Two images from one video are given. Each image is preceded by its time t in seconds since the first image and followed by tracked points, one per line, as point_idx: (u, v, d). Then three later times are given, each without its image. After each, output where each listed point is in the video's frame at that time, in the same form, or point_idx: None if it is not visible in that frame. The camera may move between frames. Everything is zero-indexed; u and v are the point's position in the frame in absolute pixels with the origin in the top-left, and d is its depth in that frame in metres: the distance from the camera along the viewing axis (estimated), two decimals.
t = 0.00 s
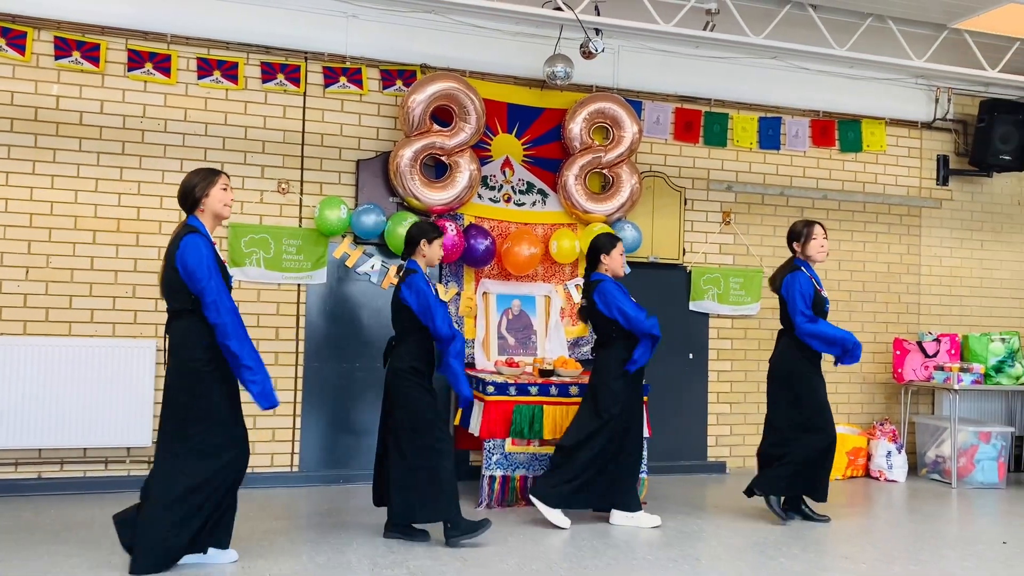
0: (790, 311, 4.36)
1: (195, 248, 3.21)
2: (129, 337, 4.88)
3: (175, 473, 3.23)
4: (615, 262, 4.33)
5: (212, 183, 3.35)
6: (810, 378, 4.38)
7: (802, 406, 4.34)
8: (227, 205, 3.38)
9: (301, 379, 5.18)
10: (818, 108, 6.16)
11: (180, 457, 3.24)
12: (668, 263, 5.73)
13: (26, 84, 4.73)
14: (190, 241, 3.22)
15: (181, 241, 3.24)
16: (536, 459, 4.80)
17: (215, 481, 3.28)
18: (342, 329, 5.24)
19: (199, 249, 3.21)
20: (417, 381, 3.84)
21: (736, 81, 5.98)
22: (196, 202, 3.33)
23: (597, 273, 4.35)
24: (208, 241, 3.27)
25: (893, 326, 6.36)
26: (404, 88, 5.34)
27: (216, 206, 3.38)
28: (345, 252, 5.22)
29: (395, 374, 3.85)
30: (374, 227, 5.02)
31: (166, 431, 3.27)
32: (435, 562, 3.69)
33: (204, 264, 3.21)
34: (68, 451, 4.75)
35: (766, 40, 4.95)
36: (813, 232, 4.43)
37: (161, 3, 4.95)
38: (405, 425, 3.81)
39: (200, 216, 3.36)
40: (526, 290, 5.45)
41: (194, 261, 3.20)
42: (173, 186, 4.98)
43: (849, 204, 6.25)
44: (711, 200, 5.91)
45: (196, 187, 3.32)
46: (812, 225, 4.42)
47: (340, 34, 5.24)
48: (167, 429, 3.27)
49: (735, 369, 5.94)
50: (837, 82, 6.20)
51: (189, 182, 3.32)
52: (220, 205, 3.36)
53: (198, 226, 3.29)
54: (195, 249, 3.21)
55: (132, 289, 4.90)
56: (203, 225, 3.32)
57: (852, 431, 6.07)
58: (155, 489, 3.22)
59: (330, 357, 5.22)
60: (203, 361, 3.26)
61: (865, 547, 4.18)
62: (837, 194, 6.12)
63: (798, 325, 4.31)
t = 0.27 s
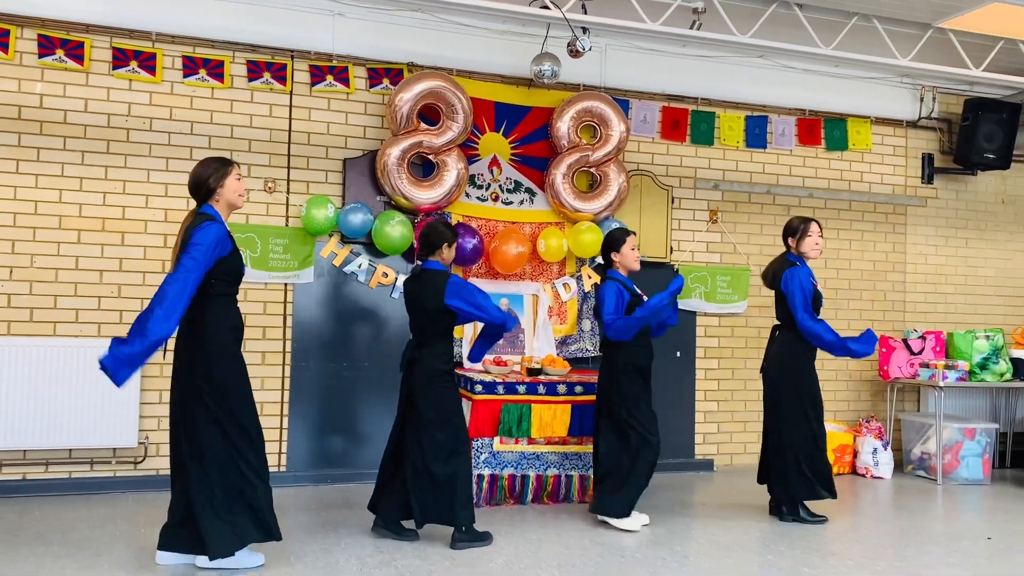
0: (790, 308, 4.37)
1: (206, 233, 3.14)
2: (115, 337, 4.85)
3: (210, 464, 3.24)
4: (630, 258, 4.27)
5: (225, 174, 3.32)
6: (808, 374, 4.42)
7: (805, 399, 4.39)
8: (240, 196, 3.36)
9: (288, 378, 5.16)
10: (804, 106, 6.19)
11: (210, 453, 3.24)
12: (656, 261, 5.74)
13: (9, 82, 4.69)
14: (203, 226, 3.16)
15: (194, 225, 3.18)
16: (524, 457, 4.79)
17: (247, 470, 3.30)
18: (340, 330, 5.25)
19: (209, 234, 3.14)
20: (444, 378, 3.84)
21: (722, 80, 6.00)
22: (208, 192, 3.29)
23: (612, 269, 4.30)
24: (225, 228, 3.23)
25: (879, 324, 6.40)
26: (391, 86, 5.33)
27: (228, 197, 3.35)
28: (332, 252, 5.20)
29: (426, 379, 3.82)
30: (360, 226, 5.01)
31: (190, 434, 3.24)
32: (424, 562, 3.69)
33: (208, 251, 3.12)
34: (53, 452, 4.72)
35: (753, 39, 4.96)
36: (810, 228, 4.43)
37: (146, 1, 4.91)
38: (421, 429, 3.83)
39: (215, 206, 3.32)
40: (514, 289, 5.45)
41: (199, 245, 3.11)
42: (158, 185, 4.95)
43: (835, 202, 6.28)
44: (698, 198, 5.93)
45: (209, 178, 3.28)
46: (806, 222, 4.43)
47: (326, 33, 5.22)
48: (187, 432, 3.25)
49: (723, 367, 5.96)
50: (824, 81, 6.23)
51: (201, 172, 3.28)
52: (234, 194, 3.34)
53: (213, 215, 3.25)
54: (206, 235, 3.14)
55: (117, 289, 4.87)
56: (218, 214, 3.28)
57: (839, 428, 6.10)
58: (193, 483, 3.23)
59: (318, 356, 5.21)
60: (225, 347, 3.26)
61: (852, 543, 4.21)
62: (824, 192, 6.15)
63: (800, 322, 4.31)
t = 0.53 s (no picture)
0: (796, 305, 4.36)
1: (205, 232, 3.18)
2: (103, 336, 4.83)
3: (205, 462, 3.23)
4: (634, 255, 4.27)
5: (231, 173, 3.32)
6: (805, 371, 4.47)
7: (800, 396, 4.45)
8: (246, 196, 3.36)
9: (278, 377, 5.15)
10: (793, 104, 6.21)
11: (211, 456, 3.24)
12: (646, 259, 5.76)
13: None
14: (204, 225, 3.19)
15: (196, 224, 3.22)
16: (515, 455, 4.79)
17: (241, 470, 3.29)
18: (336, 328, 5.25)
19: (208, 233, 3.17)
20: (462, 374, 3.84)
21: (712, 78, 6.01)
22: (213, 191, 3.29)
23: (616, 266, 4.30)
24: (228, 227, 3.26)
25: (868, 321, 6.43)
26: (381, 84, 5.32)
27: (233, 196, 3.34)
28: (322, 250, 5.19)
29: (449, 373, 3.82)
30: (350, 224, 5.00)
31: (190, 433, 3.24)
32: (414, 559, 3.69)
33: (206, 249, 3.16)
34: (41, 451, 4.70)
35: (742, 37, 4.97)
36: (813, 230, 4.46)
37: None
38: (441, 423, 3.82)
39: (220, 206, 3.33)
40: (505, 286, 5.44)
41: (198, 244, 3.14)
42: (146, 183, 4.93)
43: (824, 200, 6.30)
44: (688, 196, 5.94)
45: (215, 178, 3.29)
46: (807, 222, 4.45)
47: (316, 30, 5.21)
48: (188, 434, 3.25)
49: (712, 364, 5.98)
50: (813, 79, 6.24)
51: (207, 171, 3.29)
52: (240, 194, 3.34)
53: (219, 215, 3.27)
54: (205, 234, 3.17)
55: (105, 287, 4.84)
56: (223, 215, 3.30)
57: (828, 425, 6.13)
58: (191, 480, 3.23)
59: (309, 354, 5.20)
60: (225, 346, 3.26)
61: (841, 540, 4.23)
62: (812, 190, 6.17)
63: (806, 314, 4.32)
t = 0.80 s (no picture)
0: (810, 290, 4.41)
1: (205, 240, 3.13)
2: (94, 334, 4.81)
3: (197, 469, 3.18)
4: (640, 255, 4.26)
5: (229, 176, 3.27)
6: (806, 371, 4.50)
7: (801, 392, 4.49)
8: (245, 199, 3.32)
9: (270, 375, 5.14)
10: (785, 102, 6.22)
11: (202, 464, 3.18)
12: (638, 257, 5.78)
13: None
14: (200, 232, 3.14)
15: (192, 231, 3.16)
16: (507, 452, 4.81)
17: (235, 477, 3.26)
18: (329, 327, 5.25)
19: (208, 241, 3.13)
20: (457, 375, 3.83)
21: (704, 76, 6.02)
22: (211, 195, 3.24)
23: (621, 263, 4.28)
24: (221, 234, 3.20)
25: (859, 318, 6.45)
26: (373, 81, 5.31)
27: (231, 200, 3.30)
28: (313, 247, 5.19)
29: (444, 373, 3.81)
30: (342, 221, 4.99)
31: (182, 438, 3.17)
32: (406, 557, 3.69)
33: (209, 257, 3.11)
34: (31, 449, 4.68)
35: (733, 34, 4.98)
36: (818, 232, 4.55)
37: None
38: (436, 423, 3.81)
39: (217, 208, 3.30)
40: (496, 284, 5.43)
41: (198, 253, 3.10)
42: (137, 180, 4.91)
43: (815, 197, 6.32)
44: (680, 193, 5.95)
45: (212, 180, 3.24)
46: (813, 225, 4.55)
47: (307, 27, 5.19)
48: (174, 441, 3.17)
49: (704, 361, 5.99)
50: (805, 77, 6.26)
51: (205, 175, 3.24)
52: (238, 198, 3.30)
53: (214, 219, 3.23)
54: (204, 242, 3.12)
55: (96, 285, 4.82)
56: (218, 219, 3.26)
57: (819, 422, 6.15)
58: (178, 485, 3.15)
59: (300, 352, 5.20)
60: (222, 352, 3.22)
61: (831, 536, 4.25)
62: (804, 187, 6.19)
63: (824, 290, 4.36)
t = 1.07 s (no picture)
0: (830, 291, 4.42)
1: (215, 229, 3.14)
2: (88, 332, 4.80)
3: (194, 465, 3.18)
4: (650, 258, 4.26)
5: (236, 171, 3.26)
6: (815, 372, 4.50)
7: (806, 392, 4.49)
8: (252, 193, 3.30)
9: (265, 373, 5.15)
10: (779, 100, 6.23)
11: (199, 460, 3.18)
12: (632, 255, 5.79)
13: None
14: (209, 224, 3.14)
15: (201, 223, 3.16)
16: (502, 451, 4.82)
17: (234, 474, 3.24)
18: (324, 326, 5.25)
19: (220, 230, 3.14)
20: (453, 376, 3.84)
21: (698, 74, 6.02)
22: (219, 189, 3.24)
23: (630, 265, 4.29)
24: (229, 226, 3.19)
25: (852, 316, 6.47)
26: (367, 79, 5.30)
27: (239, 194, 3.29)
28: (307, 245, 5.18)
29: (440, 373, 3.82)
30: (336, 220, 4.98)
31: (179, 433, 3.18)
32: (401, 555, 3.68)
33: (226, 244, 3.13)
34: (24, 448, 4.66)
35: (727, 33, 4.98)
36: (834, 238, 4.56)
37: None
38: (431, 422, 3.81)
39: (223, 202, 3.28)
40: (491, 282, 5.42)
41: (212, 242, 3.12)
42: (130, 178, 4.89)
43: (809, 196, 6.33)
44: (674, 192, 5.96)
45: (219, 175, 3.23)
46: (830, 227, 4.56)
47: (301, 25, 5.18)
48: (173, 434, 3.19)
49: (698, 359, 6.00)
50: (799, 75, 6.27)
51: (212, 170, 3.23)
52: (245, 191, 3.28)
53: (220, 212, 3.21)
54: (217, 232, 3.13)
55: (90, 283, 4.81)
56: (225, 212, 3.24)
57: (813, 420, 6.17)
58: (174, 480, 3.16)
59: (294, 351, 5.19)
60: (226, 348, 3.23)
61: (825, 534, 4.26)
62: (798, 186, 6.20)
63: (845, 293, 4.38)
